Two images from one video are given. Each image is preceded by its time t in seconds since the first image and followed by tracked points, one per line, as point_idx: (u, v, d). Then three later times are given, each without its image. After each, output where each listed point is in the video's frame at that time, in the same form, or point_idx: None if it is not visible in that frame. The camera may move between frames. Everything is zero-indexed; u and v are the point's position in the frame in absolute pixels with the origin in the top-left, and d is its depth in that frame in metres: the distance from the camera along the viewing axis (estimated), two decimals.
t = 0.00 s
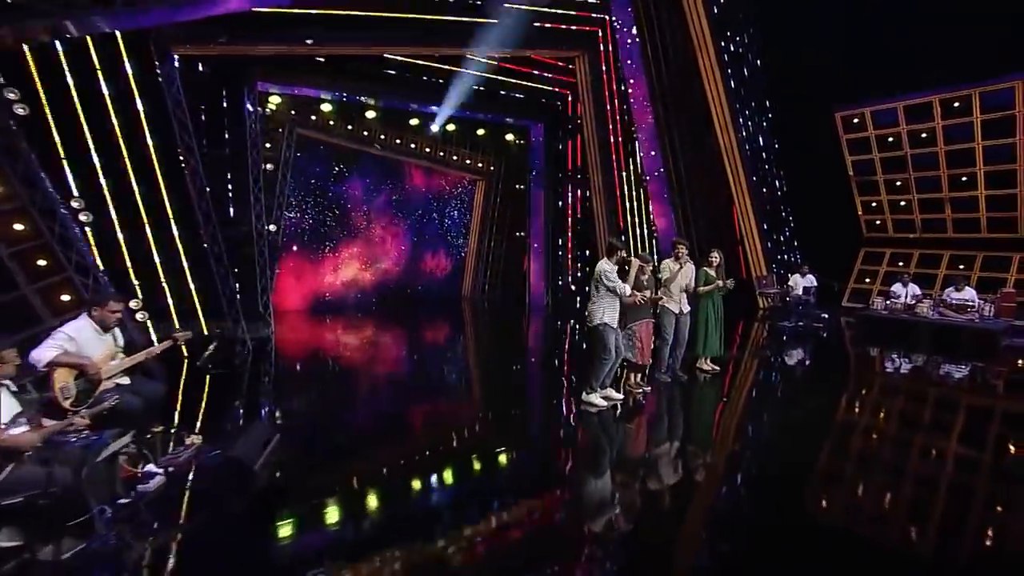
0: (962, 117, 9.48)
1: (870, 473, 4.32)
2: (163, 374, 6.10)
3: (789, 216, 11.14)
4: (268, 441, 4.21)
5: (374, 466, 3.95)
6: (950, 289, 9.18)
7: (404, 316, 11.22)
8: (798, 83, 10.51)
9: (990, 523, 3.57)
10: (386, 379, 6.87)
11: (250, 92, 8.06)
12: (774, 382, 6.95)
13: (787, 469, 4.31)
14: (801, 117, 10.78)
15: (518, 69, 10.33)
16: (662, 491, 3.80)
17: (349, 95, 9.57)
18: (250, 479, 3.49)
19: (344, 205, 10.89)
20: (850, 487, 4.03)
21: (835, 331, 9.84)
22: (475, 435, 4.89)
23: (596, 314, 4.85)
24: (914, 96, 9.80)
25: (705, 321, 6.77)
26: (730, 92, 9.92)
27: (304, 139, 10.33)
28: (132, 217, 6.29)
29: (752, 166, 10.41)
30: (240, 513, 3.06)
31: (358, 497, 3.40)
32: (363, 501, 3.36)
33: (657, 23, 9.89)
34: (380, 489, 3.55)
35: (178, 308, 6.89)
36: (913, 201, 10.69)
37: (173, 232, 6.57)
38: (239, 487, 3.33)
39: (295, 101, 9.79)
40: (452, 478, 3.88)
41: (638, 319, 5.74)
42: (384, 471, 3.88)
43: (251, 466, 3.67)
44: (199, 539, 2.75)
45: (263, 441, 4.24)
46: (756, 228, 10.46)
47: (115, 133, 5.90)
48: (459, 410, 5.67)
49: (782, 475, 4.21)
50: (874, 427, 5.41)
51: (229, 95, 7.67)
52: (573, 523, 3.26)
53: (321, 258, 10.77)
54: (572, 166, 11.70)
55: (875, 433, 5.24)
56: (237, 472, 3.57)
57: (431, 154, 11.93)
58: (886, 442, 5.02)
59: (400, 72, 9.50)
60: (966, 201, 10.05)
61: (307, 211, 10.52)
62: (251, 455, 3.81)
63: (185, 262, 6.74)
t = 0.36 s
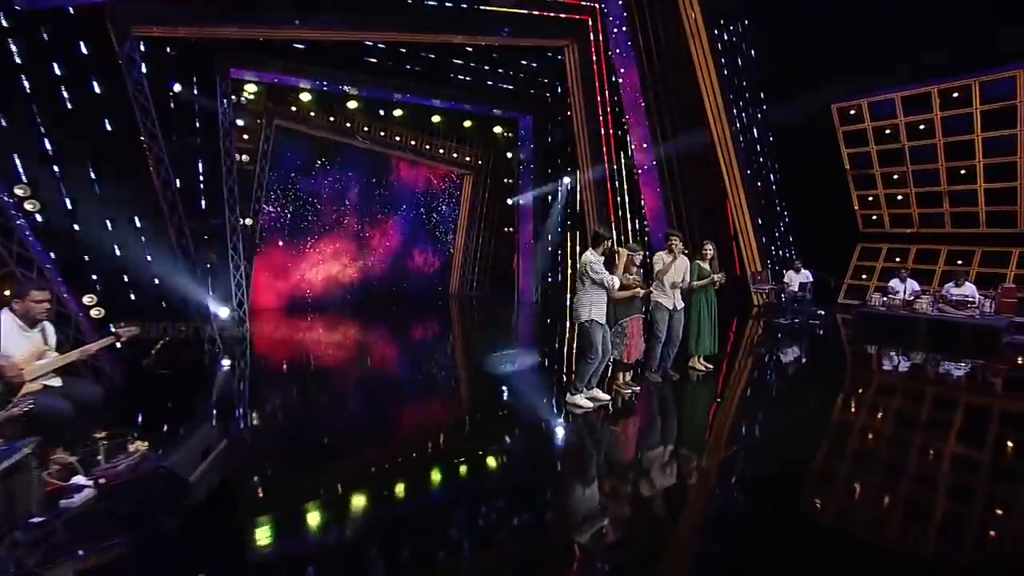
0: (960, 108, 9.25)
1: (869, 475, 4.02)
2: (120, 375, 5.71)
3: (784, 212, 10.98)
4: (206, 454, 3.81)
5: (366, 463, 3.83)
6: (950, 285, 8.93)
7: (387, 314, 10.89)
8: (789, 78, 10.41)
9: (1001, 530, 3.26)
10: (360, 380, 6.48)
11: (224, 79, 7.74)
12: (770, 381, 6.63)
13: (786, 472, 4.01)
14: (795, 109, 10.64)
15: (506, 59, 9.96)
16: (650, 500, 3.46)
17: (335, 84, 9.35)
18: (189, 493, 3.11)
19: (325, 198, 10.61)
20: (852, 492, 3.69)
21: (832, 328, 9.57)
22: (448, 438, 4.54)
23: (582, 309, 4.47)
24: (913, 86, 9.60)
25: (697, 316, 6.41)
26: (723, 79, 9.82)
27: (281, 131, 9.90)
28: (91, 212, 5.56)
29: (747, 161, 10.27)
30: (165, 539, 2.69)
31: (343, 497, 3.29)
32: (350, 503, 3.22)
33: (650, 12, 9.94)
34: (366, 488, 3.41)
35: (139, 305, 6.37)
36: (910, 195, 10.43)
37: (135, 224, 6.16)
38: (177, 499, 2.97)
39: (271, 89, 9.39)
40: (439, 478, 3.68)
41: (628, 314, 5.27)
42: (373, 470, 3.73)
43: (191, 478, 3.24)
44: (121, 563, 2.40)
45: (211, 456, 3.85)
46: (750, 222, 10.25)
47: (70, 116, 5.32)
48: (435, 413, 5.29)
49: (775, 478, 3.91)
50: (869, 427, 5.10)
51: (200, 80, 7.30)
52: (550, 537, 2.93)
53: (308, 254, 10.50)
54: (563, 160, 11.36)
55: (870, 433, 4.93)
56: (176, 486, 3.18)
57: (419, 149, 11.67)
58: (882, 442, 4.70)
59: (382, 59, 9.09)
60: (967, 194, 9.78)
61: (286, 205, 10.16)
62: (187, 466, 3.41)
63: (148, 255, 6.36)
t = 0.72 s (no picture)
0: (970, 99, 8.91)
1: (880, 483, 3.69)
2: (81, 377, 5.37)
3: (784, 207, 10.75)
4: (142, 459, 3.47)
5: (347, 470, 3.59)
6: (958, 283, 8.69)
7: (376, 313, 10.55)
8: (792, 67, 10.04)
9: None
10: (338, 382, 6.12)
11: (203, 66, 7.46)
12: (770, 381, 6.30)
13: (791, 480, 3.69)
14: (797, 102, 10.31)
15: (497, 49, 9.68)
16: (642, 512, 3.14)
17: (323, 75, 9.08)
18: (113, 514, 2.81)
19: (313, 193, 10.28)
20: (860, 499, 3.39)
21: (835, 327, 9.24)
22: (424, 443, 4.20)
23: (569, 305, 4.13)
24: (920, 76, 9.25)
25: (695, 313, 6.07)
26: (722, 73, 9.59)
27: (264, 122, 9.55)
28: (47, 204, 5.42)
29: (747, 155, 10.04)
30: (91, 565, 2.38)
31: (331, 503, 3.10)
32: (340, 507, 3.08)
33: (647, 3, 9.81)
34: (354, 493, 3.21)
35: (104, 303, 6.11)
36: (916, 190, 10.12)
37: (102, 217, 5.82)
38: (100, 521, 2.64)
39: (254, 79, 9.05)
40: (429, 483, 3.43)
41: (621, 311, 4.92)
42: (357, 475, 3.51)
43: (112, 492, 2.95)
44: None
45: (162, 467, 3.49)
46: (750, 217, 9.98)
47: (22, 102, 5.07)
48: (412, 416, 4.95)
49: (781, 483, 3.60)
50: (874, 429, 4.79)
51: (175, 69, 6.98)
52: (529, 558, 2.62)
53: (294, 251, 10.18)
54: (557, 154, 11.00)
55: (875, 435, 4.62)
56: (100, 502, 2.89)
57: (410, 143, 11.37)
58: (888, 444, 4.40)
59: (368, 48, 8.78)
60: (975, 188, 9.48)
61: (271, 201, 9.80)
62: (109, 480, 3.04)
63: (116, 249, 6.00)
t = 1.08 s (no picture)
0: (988, 88, 8.49)
1: (896, 491, 3.36)
2: (43, 380, 5.11)
3: (791, 203, 10.40)
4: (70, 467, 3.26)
5: (341, 476, 3.49)
6: (976, 282, 8.17)
7: (369, 312, 10.26)
8: (799, 59, 9.74)
9: None
10: (318, 385, 5.80)
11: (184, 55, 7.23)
12: (777, 384, 5.93)
13: (797, 487, 3.36)
14: (804, 95, 10.03)
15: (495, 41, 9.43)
16: (630, 529, 2.81)
17: (313, 65, 8.74)
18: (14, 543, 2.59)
19: (304, 189, 10.02)
20: (876, 513, 3.04)
21: (844, 327, 8.88)
22: (399, 454, 3.87)
23: (555, 301, 3.79)
24: (933, 66, 8.88)
25: (697, 311, 5.71)
26: (727, 63, 9.21)
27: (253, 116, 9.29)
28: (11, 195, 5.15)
29: (753, 148, 9.67)
30: None
31: (322, 505, 3.08)
32: (327, 512, 2.99)
33: None
34: (348, 500, 3.14)
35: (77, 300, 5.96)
36: (929, 185, 9.72)
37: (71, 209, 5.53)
38: None
39: (241, 70, 8.79)
40: (424, 488, 3.31)
41: (615, 307, 4.58)
42: (352, 480, 3.41)
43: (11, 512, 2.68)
44: None
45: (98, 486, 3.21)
46: (756, 213, 9.64)
47: None
48: (391, 423, 4.62)
49: (789, 492, 3.28)
50: (887, 433, 4.44)
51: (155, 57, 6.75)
52: None
53: (285, 248, 9.92)
54: (557, 149, 10.64)
55: (889, 441, 4.26)
56: None
57: (406, 138, 11.07)
58: (903, 450, 4.04)
59: (358, 38, 8.59)
60: (991, 182, 9.07)
61: (260, 196, 9.55)
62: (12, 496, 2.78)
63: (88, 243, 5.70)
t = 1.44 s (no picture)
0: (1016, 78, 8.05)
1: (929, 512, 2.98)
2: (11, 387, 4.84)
3: (806, 202, 9.96)
4: None
5: (340, 480, 3.48)
6: (1004, 283, 7.74)
7: (368, 314, 9.97)
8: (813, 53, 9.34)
9: None
10: (300, 391, 5.47)
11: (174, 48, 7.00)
12: (791, 391, 5.53)
13: (815, 507, 3.00)
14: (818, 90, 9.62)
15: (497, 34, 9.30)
16: (633, 559, 2.47)
17: (306, 60, 8.43)
18: None
19: (302, 188, 9.80)
20: (908, 534, 2.71)
21: (862, 331, 8.44)
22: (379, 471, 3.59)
23: (545, 298, 3.47)
24: (954, 55, 8.45)
25: (705, 311, 5.22)
26: (738, 54, 8.88)
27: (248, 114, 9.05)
28: None
29: (764, 144, 9.32)
30: None
31: (318, 513, 3.03)
32: (322, 520, 2.95)
33: None
34: (343, 506, 3.10)
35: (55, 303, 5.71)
36: (953, 183, 9.28)
37: (47, 203, 5.21)
38: None
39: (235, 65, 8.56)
40: (425, 498, 3.18)
41: (614, 307, 4.17)
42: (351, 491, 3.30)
43: None
44: None
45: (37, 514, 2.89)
46: (768, 212, 9.27)
47: None
48: (371, 436, 4.27)
49: (805, 510, 2.95)
50: (910, 442, 4.07)
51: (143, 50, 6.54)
52: None
53: (282, 248, 9.72)
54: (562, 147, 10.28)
55: (915, 452, 3.89)
56: None
57: (407, 136, 10.77)
58: (929, 461, 3.68)
59: (355, 32, 8.37)
60: (1019, 179, 8.62)
61: (257, 195, 9.36)
62: None
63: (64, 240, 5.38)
